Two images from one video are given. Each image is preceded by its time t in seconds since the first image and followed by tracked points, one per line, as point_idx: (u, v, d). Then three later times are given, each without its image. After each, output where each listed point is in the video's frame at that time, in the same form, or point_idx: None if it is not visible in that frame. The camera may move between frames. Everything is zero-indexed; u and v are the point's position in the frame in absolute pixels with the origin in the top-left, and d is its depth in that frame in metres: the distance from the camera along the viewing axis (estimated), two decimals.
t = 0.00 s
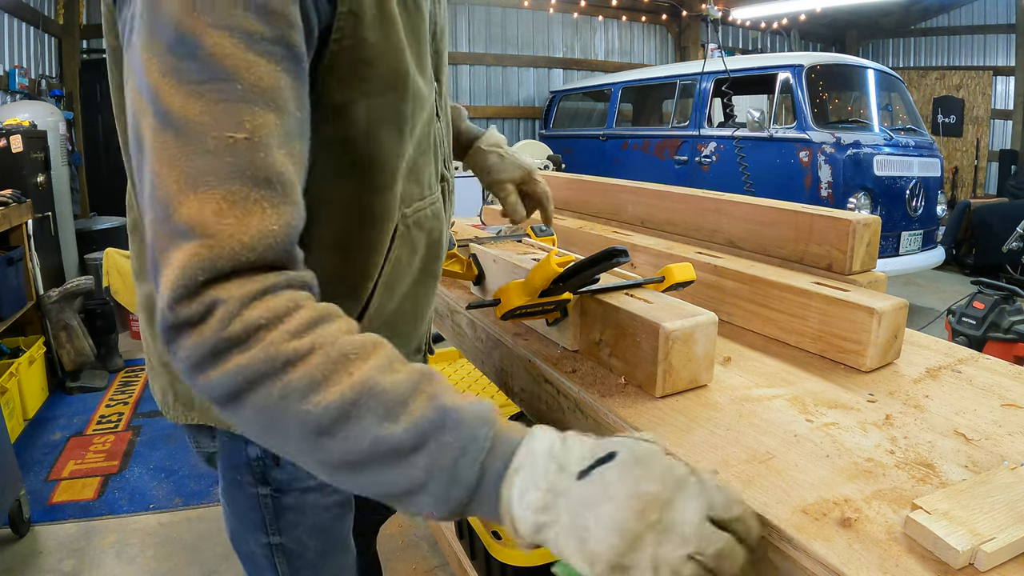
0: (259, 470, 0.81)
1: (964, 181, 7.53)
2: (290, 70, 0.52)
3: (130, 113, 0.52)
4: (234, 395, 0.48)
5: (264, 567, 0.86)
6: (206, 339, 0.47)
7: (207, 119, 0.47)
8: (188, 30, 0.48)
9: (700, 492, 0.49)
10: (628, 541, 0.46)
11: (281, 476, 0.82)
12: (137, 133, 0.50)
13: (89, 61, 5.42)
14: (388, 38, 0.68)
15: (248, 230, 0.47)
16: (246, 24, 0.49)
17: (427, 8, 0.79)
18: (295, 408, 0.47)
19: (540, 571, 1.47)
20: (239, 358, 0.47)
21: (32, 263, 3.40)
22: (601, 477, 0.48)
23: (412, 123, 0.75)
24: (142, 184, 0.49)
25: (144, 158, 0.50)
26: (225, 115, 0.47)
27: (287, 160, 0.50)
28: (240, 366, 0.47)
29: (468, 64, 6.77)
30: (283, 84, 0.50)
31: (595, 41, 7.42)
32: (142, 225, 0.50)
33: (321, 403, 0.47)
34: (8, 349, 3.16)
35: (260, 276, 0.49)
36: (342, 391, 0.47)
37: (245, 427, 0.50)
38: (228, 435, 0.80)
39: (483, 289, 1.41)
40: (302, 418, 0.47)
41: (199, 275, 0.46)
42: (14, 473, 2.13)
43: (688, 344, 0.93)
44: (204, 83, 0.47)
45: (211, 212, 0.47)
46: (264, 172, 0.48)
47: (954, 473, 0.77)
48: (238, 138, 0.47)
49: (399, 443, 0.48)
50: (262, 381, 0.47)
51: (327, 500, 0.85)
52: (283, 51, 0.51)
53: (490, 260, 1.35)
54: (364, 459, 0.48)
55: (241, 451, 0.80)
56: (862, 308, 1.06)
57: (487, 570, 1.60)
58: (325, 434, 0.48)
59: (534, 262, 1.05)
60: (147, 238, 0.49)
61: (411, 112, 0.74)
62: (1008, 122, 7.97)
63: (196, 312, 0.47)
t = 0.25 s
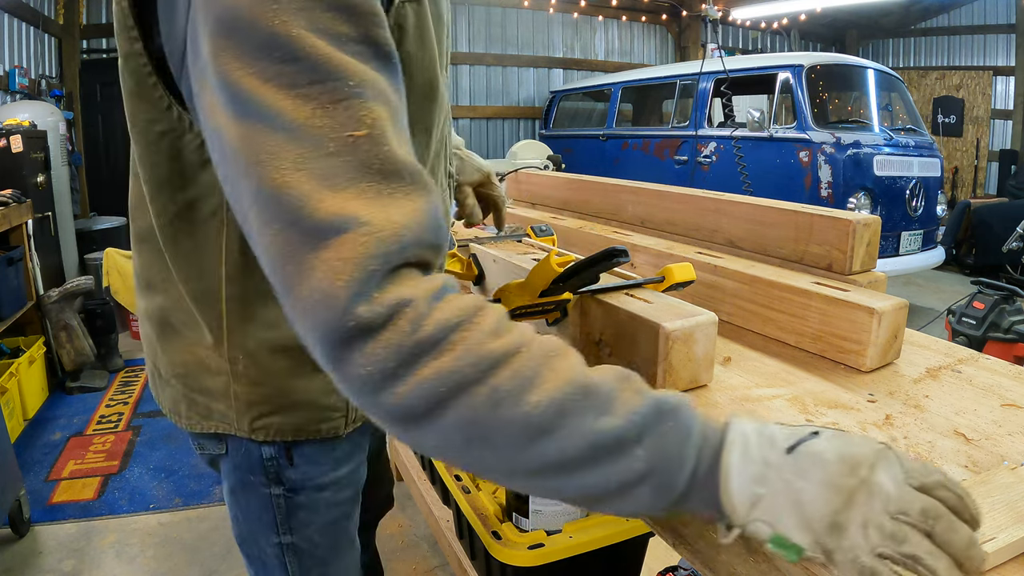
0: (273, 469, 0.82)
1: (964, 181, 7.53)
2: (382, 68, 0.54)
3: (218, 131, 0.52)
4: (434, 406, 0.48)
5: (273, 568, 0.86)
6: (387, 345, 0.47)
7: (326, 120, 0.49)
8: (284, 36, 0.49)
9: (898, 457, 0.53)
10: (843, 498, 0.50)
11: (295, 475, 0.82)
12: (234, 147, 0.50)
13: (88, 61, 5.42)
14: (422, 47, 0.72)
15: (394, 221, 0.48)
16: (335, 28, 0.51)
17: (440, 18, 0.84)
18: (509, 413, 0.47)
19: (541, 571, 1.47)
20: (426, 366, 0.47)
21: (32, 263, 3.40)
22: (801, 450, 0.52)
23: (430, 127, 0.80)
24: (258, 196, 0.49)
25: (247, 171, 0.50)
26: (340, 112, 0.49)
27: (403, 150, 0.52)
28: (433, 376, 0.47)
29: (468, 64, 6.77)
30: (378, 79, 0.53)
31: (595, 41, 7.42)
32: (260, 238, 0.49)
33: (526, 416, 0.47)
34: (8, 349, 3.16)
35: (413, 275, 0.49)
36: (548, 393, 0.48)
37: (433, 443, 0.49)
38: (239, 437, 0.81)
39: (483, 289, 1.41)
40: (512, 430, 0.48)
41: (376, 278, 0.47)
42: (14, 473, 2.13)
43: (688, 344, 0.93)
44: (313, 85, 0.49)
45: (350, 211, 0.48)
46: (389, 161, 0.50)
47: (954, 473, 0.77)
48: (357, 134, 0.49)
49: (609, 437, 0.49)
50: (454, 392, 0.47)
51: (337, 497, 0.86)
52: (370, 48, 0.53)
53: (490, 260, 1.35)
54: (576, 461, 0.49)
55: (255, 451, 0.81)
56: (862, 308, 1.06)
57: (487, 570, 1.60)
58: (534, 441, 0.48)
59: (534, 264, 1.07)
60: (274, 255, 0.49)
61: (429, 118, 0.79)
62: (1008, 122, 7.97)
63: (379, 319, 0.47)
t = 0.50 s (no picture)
0: (274, 467, 0.84)
1: (964, 181, 7.53)
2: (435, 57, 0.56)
3: (301, 139, 0.51)
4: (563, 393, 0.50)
5: (273, 566, 0.87)
6: (515, 330, 0.50)
7: (406, 110, 0.51)
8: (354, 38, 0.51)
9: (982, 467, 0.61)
10: (934, 495, 0.58)
11: (296, 473, 0.85)
12: (327, 153, 0.51)
13: (88, 61, 5.41)
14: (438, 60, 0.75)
15: (496, 195, 0.51)
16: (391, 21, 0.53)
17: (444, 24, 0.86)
18: (636, 401, 0.51)
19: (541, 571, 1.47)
20: (551, 350, 0.50)
21: (32, 263, 3.40)
22: (901, 453, 0.60)
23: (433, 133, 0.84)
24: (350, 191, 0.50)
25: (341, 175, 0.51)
26: (419, 100, 0.51)
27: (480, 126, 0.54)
28: (560, 360, 0.50)
29: (467, 64, 6.77)
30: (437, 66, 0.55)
31: (595, 41, 7.42)
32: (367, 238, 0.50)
33: (653, 406, 0.51)
34: (8, 349, 3.16)
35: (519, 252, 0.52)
36: (667, 383, 0.51)
37: (556, 434, 0.52)
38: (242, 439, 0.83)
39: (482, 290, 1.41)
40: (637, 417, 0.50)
41: (496, 257, 0.50)
42: (14, 473, 2.13)
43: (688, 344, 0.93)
44: (390, 80, 0.51)
45: (455, 194, 0.50)
46: (475, 140, 0.52)
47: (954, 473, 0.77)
48: (438, 120, 0.51)
49: (725, 427, 0.52)
50: (584, 376, 0.50)
51: (334, 493, 0.88)
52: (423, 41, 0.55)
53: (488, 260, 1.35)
54: (697, 450, 0.52)
55: (257, 450, 0.83)
56: (862, 308, 1.06)
57: (487, 569, 1.60)
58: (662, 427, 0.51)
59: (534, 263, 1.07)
60: (378, 245, 0.50)
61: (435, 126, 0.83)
62: (1008, 122, 7.96)
63: (503, 299, 0.50)
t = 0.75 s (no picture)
0: (268, 464, 0.83)
1: (964, 181, 7.53)
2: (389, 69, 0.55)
3: (226, 130, 0.53)
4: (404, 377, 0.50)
5: (270, 563, 0.87)
6: (360, 335, 0.49)
7: (331, 124, 0.50)
8: (305, 42, 0.50)
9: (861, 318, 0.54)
10: (810, 387, 0.51)
11: (291, 469, 0.83)
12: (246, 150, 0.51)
13: (88, 61, 5.41)
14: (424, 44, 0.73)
15: (385, 236, 0.50)
16: (347, 29, 0.52)
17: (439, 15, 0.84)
18: (466, 371, 0.50)
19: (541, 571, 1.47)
20: (403, 346, 0.50)
21: (32, 263, 3.40)
22: (767, 339, 0.53)
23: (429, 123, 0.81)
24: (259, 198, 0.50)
25: (255, 174, 0.51)
26: (344, 116, 0.50)
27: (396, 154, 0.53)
28: (412, 357, 0.50)
29: (468, 64, 6.78)
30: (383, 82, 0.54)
31: (595, 41, 7.42)
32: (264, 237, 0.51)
33: (491, 375, 0.50)
34: (8, 349, 3.16)
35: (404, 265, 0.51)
36: (498, 348, 0.50)
37: (404, 419, 0.52)
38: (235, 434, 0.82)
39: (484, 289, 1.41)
40: (482, 394, 0.51)
41: (374, 269, 0.49)
42: (14, 473, 2.13)
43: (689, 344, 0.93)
44: (323, 91, 0.50)
45: (345, 218, 0.49)
46: (385, 167, 0.51)
47: (954, 473, 0.77)
48: (362, 140, 0.50)
49: (569, 381, 0.51)
50: (432, 364, 0.50)
51: (330, 491, 0.87)
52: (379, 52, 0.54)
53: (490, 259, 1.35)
54: (537, 406, 0.51)
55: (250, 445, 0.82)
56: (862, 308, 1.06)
57: (487, 569, 1.60)
58: (500, 394, 0.51)
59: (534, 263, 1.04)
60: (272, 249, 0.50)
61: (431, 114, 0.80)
62: (1008, 122, 7.97)
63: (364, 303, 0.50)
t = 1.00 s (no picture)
0: (245, 450, 0.85)
1: (964, 181, 7.53)
2: (259, 78, 0.65)
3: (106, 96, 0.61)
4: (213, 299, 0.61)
5: (250, 550, 0.89)
6: (179, 264, 0.60)
7: (192, 118, 0.59)
8: (186, 43, 0.58)
9: (539, 159, 0.66)
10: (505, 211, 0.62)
11: (266, 456, 0.85)
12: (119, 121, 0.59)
13: (88, 61, 5.41)
14: (361, 41, 0.77)
15: (216, 211, 0.60)
16: (223, 37, 0.60)
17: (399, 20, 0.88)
18: (251, 286, 0.61)
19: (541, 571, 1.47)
20: (219, 279, 0.61)
21: (32, 263, 3.40)
22: (469, 202, 0.65)
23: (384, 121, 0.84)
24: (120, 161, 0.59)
25: (119, 142, 0.60)
26: (203, 112, 0.59)
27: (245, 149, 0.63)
28: (217, 281, 0.61)
29: (468, 64, 6.77)
30: (251, 82, 0.63)
31: (595, 41, 7.42)
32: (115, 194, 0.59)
33: (274, 287, 0.61)
34: (8, 349, 3.16)
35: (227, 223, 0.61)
36: (282, 260, 0.62)
37: (214, 331, 0.63)
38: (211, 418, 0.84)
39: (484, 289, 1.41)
40: (274, 308, 0.62)
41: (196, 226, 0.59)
42: (14, 473, 2.13)
43: (688, 344, 0.93)
44: (193, 86, 0.59)
45: (187, 195, 0.59)
46: (229, 161, 0.61)
47: (954, 473, 0.77)
48: (216, 135, 0.59)
49: (333, 274, 0.62)
50: (237, 291, 0.61)
51: (310, 482, 0.89)
52: (254, 61, 0.63)
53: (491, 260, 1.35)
54: (322, 294, 0.62)
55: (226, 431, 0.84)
56: (862, 308, 1.06)
57: (487, 570, 1.60)
58: (288, 305, 0.62)
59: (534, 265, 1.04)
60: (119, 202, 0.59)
61: (383, 112, 0.83)
62: (1008, 122, 7.97)
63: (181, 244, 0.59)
